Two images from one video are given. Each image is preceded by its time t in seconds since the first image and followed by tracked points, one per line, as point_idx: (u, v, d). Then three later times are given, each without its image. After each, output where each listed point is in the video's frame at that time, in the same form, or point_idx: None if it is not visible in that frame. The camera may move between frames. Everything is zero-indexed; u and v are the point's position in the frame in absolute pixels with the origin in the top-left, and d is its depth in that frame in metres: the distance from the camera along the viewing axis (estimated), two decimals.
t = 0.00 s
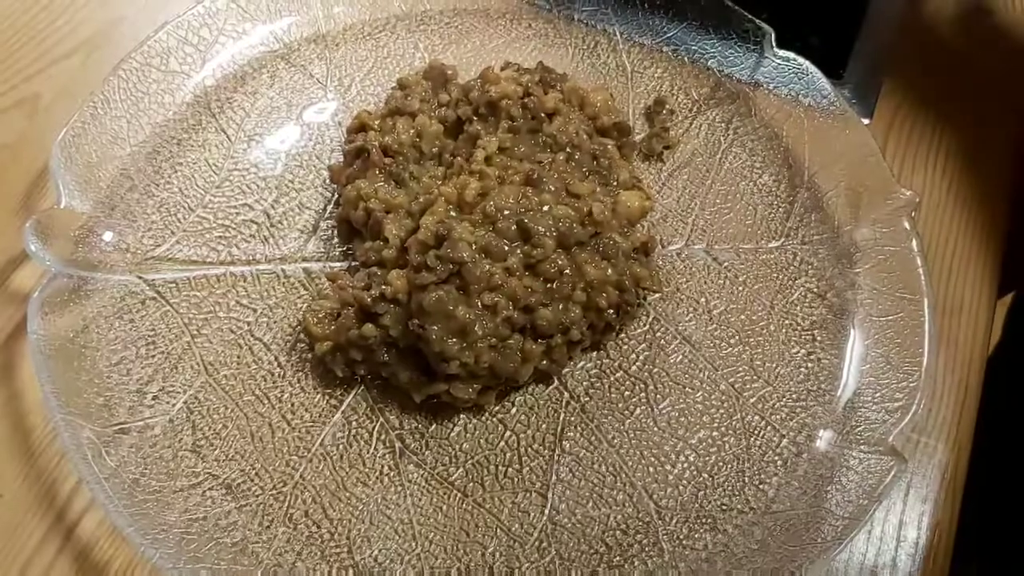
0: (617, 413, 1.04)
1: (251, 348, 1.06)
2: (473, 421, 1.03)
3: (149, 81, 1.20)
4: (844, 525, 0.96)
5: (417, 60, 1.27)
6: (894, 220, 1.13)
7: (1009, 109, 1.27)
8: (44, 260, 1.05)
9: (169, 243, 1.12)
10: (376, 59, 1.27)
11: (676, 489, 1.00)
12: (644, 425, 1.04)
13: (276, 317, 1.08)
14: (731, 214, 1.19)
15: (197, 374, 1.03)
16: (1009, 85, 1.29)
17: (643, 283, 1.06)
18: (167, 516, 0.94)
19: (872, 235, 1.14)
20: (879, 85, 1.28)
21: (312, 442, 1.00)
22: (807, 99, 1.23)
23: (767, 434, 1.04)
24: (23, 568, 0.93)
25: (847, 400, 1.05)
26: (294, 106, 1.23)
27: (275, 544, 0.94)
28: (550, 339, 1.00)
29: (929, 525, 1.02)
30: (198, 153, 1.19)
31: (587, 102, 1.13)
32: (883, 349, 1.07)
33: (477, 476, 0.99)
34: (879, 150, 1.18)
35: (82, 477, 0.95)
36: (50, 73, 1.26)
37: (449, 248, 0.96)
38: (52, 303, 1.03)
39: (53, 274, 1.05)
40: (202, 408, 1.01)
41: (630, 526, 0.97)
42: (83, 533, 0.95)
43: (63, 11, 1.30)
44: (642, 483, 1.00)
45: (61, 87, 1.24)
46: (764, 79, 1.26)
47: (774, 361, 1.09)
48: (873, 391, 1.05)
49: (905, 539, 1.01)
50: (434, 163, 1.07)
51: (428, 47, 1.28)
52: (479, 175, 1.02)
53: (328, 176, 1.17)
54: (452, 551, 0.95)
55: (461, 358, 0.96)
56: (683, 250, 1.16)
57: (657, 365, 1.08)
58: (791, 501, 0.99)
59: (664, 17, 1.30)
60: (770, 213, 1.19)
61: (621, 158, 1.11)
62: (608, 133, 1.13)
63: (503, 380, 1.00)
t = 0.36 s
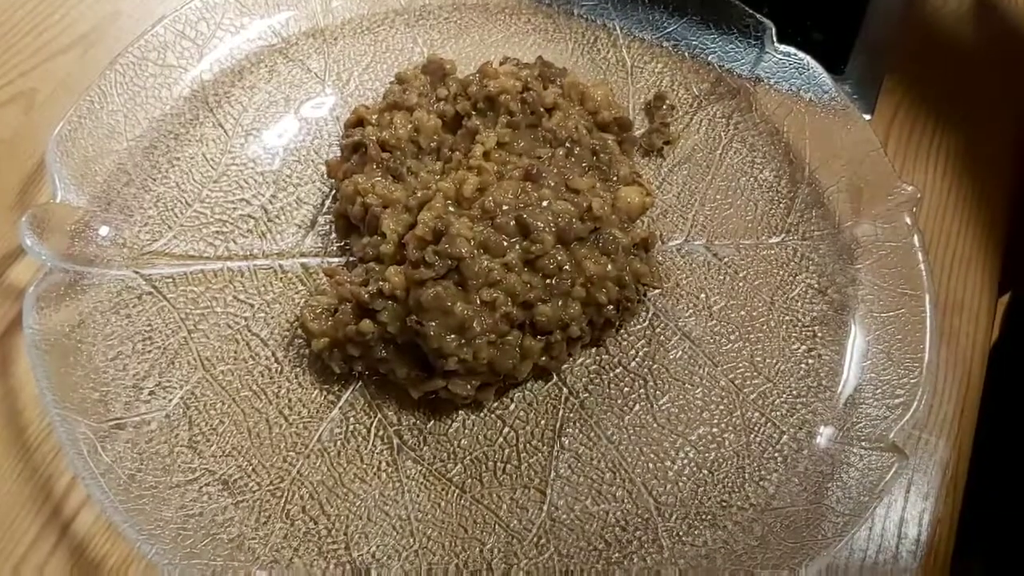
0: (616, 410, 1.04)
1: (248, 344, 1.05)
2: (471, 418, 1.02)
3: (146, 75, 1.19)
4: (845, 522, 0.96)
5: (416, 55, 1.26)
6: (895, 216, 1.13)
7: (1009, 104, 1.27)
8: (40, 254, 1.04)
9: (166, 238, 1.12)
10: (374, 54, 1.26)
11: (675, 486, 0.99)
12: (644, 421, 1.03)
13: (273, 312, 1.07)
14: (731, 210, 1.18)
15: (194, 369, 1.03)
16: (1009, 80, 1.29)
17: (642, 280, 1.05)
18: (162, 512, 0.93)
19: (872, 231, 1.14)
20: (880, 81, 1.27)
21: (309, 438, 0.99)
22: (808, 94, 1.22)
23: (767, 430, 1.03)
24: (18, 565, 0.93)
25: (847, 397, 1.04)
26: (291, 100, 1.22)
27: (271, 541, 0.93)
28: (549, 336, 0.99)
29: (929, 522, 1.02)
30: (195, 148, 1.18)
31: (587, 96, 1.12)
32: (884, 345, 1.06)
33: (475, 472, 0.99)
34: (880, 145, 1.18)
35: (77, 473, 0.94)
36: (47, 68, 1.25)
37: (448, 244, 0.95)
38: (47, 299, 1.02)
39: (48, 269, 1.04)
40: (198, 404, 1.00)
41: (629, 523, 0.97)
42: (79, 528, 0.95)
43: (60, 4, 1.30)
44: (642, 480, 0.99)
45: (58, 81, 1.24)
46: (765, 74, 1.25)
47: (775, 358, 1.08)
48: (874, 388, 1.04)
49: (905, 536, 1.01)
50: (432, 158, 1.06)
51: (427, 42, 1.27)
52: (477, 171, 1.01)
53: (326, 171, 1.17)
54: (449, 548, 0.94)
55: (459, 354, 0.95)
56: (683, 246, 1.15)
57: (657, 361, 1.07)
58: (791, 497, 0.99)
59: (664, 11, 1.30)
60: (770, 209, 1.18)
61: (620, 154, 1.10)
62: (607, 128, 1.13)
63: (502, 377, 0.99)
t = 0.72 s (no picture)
0: (615, 407, 1.04)
1: (248, 341, 1.05)
2: (471, 415, 1.02)
3: (147, 73, 1.19)
4: (844, 519, 0.96)
5: (416, 53, 1.26)
6: (895, 214, 1.12)
7: (1009, 104, 1.27)
8: (41, 252, 1.04)
9: (166, 235, 1.12)
10: (374, 52, 1.27)
11: (674, 483, 0.99)
12: (643, 419, 1.03)
13: (273, 310, 1.07)
14: (731, 208, 1.18)
15: (194, 367, 1.03)
16: (1010, 79, 1.29)
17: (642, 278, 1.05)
18: (163, 509, 0.93)
19: (872, 229, 1.13)
20: (881, 78, 1.27)
21: (309, 436, 0.99)
22: (808, 92, 1.22)
23: (766, 428, 1.03)
24: (18, 561, 0.93)
25: (846, 394, 1.04)
26: (292, 98, 1.22)
27: (271, 538, 0.93)
28: (549, 334, 0.99)
29: (928, 520, 1.02)
30: (195, 146, 1.18)
31: (587, 95, 1.12)
32: (883, 342, 1.06)
33: (475, 469, 0.99)
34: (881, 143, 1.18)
35: (78, 470, 0.95)
36: (47, 66, 1.25)
37: (447, 242, 0.95)
38: (48, 296, 1.02)
39: (48, 266, 1.04)
40: (198, 401, 1.01)
41: (628, 520, 0.97)
42: (79, 525, 0.95)
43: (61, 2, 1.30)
44: (641, 477, 1.00)
45: (59, 80, 1.24)
46: (765, 72, 1.25)
47: (774, 356, 1.08)
48: (873, 385, 1.04)
49: (905, 533, 1.01)
50: (432, 156, 1.06)
51: (427, 40, 1.27)
52: (477, 169, 1.01)
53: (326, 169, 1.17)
54: (449, 545, 0.95)
55: (459, 353, 0.95)
56: (683, 244, 1.15)
57: (657, 359, 1.07)
58: (790, 495, 0.99)
59: (664, 9, 1.30)
60: (770, 207, 1.18)
61: (620, 153, 1.10)
62: (607, 126, 1.13)
63: (502, 375, 1.00)
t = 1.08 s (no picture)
0: (612, 406, 1.04)
1: (244, 340, 1.05)
2: (468, 414, 1.02)
3: (143, 71, 1.19)
4: (841, 518, 0.96)
5: (413, 52, 1.26)
6: (893, 212, 1.12)
7: (1010, 100, 1.26)
8: (35, 250, 1.04)
9: (162, 234, 1.12)
10: (371, 50, 1.26)
11: (670, 482, 0.99)
12: (640, 417, 1.03)
13: (269, 308, 1.07)
14: (729, 206, 1.18)
15: (190, 365, 1.03)
16: (1010, 77, 1.28)
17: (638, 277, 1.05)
18: (158, 507, 0.93)
19: (870, 227, 1.13)
20: (879, 75, 1.27)
21: (305, 434, 0.99)
22: (806, 90, 1.22)
23: (763, 426, 1.03)
24: (13, 560, 0.93)
25: (844, 393, 1.04)
26: (288, 96, 1.22)
27: (267, 536, 0.93)
28: (545, 333, 0.99)
29: (926, 518, 1.02)
30: (191, 145, 1.18)
31: (584, 92, 1.12)
32: (880, 340, 1.06)
33: (471, 468, 0.98)
34: (879, 141, 1.17)
35: (72, 469, 0.94)
36: (44, 64, 1.25)
37: (443, 240, 0.95)
38: (43, 295, 1.01)
39: (43, 266, 1.04)
40: (194, 400, 1.00)
41: (625, 519, 0.97)
42: (74, 524, 0.95)
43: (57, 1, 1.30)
44: (637, 476, 0.99)
45: (55, 78, 1.24)
46: (763, 70, 1.25)
47: (771, 354, 1.08)
48: (870, 383, 1.04)
49: (902, 532, 1.01)
50: (428, 153, 1.06)
51: (424, 38, 1.27)
52: (473, 167, 1.01)
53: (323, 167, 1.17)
54: (445, 543, 0.95)
55: (455, 352, 0.95)
56: (680, 242, 1.15)
57: (653, 357, 1.07)
58: (787, 493, 0.98)
59: (662, 7, 1.29)
60: (767, 205, 1.18)
61: (617, 150, 1.10)
62: (605, 124, 1.13)
63: (498, 374, 0.99)
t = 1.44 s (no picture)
0: (611, 404, 1.03)
1: (242, 339, 1.05)
2: (466, 413, 1.02)
3: (141, 70, 1.19)
4: (840, 517, 0.95)
5: (411, 50, 1.26)
6: (893, 211, 1.12)
7: (1011, 100, 1.26)
8: (33, 250, 1.04)
9: (160, 233, 1.11)
10: (369, 49, 1.26)
11: (669, 481, 0.99)
12: (639, 416, 1.03)
13: (267, 308, 1.07)
14: (728, 205, 1.18)
15: (188, 365, 1.02)
16: (1011, 75, 1.28)
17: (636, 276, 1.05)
18: (155, 507, 0.93)
19: (869, 226, 1.13)
20: (879, 74, 1.26)
21: (303, 434, 0.99)
22: (806, 88, 1.21)
23: (762, 425, 1.03)
24: (11, 560, 0.93)
25: (843, 392, 1.04)
26: (287, 95, 1.22)
27: (265, 536, 0.93)
28: (544, 332, 0.99)
29: (926, 518, 1.01)
30: (190, 143, 1.18)
31: (583, 91, 1.12)
32: (880, 339, 1.06)
33: (469, 467, 0.98)
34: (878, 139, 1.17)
35: (70, 468, 0.94)
36: (41, 62, 1.24)
37: (441, 240, 0.94)
38: (41, 294, 1.02)
39: (41, 264, 1.04)
40: (192, 399, 1.00)
41: (624, 518, 0.96)
42: (72, 524, 0.95)
43: None
44: (636, 475, 0.99)
45: (53, 77, 1.23)
46: (762, 68, 1.25)
47: (771, 353, 1.08)
48: (869, 382, 1.04)
49: (902, 531, 1.00)
50: (426, 152, 1.06)
51: (423, 37, 1.27)
52: (472, 166, 1.01)
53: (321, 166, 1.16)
54: (443, 543, 0.94)
55: (453, 351, 0.94)
56: (679, 241, 1.15)
57: (652, 356, 1.07)
58: (786, 492, 0.98)
59: (662, 5, 1.29)
60: (767, 204, 1.18)
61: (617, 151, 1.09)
62: (604, 123, 1.12)
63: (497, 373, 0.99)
